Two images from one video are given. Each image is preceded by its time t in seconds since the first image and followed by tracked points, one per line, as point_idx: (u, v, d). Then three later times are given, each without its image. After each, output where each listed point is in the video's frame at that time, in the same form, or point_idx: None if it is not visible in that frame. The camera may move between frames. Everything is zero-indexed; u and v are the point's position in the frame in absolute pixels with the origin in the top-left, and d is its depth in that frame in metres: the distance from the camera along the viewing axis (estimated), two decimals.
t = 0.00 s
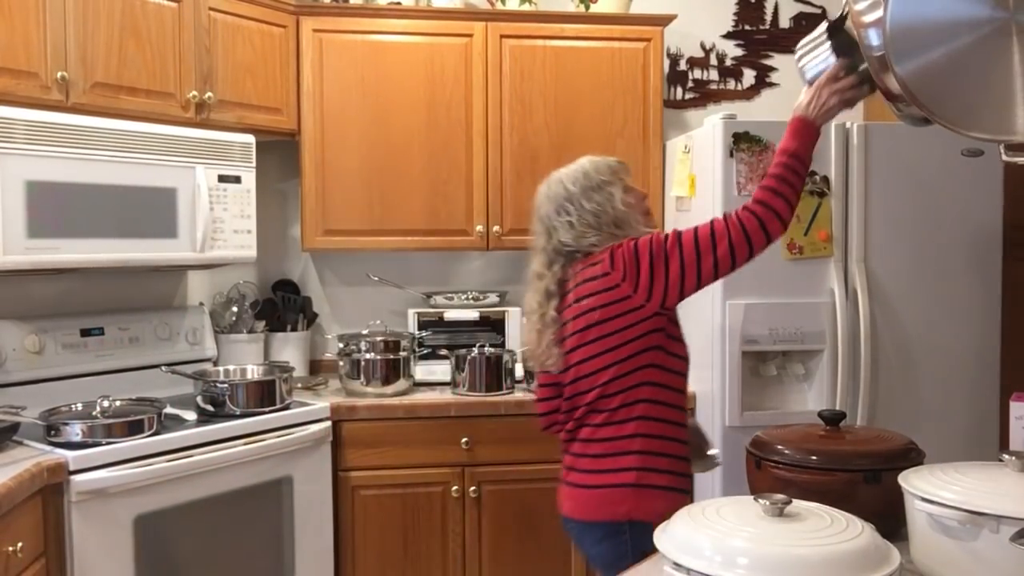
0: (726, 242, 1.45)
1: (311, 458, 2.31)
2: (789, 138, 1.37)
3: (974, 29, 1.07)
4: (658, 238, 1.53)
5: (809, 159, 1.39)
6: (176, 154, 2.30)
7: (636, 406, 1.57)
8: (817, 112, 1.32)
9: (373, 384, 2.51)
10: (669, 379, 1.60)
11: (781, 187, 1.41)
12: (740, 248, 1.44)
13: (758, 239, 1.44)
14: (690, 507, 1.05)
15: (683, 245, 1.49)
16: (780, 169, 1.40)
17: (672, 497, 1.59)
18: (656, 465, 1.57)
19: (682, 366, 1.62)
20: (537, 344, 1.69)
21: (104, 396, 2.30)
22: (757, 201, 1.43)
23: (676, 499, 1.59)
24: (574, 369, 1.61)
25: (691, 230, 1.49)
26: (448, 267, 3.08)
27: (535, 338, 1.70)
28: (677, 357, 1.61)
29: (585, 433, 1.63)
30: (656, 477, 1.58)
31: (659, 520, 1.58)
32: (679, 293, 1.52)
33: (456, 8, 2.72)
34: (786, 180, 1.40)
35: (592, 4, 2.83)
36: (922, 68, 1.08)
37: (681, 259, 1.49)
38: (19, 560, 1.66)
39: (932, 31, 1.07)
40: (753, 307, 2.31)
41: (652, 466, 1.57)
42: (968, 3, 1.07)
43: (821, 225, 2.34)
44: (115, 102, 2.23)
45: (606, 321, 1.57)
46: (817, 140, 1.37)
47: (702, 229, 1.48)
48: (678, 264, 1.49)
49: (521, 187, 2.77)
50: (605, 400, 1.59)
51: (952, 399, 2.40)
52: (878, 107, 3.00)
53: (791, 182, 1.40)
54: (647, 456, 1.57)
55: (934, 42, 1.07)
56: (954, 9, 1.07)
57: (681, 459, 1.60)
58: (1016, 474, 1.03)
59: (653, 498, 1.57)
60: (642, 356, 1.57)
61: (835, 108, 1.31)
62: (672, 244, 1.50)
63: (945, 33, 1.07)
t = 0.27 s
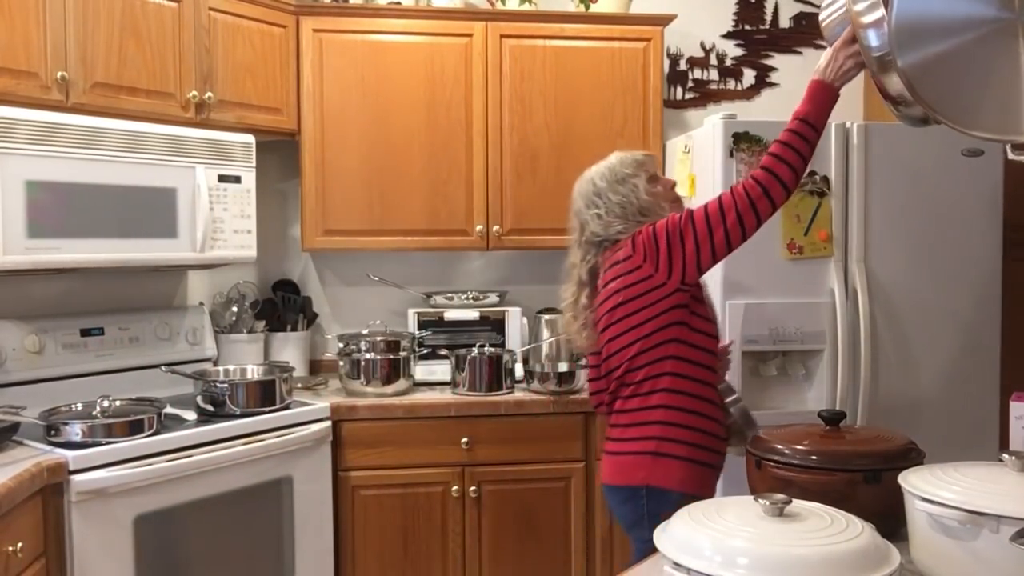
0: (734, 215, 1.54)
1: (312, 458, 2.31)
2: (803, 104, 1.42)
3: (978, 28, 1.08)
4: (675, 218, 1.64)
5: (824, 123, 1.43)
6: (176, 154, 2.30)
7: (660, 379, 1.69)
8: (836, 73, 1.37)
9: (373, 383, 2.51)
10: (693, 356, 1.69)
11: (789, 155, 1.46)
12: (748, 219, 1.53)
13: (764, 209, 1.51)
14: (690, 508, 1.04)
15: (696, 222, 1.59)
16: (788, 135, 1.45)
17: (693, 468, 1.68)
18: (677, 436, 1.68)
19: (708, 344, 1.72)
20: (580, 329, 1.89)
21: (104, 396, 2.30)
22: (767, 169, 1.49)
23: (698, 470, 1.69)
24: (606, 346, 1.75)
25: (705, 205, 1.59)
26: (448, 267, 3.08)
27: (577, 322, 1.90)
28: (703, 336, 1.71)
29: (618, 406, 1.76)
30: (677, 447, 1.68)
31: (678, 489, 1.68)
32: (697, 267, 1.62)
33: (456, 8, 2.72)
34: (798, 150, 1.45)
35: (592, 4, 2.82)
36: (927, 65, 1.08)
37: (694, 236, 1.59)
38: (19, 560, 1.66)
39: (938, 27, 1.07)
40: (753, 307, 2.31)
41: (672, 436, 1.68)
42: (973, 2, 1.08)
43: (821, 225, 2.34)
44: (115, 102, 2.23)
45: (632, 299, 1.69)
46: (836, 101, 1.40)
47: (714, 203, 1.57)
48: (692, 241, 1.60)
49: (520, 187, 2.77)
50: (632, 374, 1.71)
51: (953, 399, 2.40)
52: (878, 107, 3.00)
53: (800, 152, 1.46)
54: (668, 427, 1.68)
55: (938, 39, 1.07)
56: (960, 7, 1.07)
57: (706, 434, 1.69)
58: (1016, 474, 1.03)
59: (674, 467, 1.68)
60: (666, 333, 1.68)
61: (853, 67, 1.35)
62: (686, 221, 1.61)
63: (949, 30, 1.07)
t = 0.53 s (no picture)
0: (740, 207, 1.54)
1: (312, 458, 2.31)
2: (809, 91, 1.43)
3: (981, 27, 1.07)
4: (686, 213, 1.65)
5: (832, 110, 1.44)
6: (176, 154, 2.30)
7: (673, 369, 1.69)
8: (843, 62, 1.40)
9: (373, 383, 2.51)
10: (708, 347, 1.68)
11: (792, 144, 1.47)
12: (754, 210, 1.53)
13: (769, 200, 1.51)
14: (690, 508, 1.04)
15: (704, 214, 1.60)
16: (792, 124, 1.46)
17: (707, 457, 1.67)
18: (690, 424, 1.67)
19: (724, 336, 1.70)
20: (603, 325, 1.92)
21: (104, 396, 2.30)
22: (768, 158, 1.49)
23: (712, 460, 1.68)
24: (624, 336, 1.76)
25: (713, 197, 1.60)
26: (448, 268, 3.08)
27: (600, 318, 1.93)
28: (718, 327, 1.70)
29: (635, 394, 1.77)
30: (689, 435, 1.67)
31: (690, 476, 1.67)
32: (708, 258, 1.63)
33: (456, 8, 2.72)
34: (802, 139, 1.46)
35: (592, 4, 2.82)
36: (928, 64, 1.08)
37: (703, 228, 1.60)
38: (19, 560, 1.66)
39: (939, 27, 1.06)
40: (753, 307, 2.32)
41: (685, 424, 1.68)
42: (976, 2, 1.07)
43: (821, 225, 2.34)
44: (115, 101, 2.23)
45: (646, 292, 1.70)
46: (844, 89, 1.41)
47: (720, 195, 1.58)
48: (702, 233, 1.61)
49: (520, 186, 2.77)
50: (647, 364, 1.72)
51: (953, 398, 2.39)
52: (878, 106, 3.00)
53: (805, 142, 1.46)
54: (681, 415, 1.68)
55: (940, 39, 1.07)
56: (962, 6, 1.07)
57: (721, 424, 1.68)
58: (1016, 474, 1.02)
59: (686, 454, 1.67)
60: (679, 324, 1.68)
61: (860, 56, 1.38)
62: (695, 215, 1.62)
63: (952, 29, 1.07)
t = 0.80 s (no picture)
0: (744, 206, 1.54)
1: (312, 458, 2.31)
2: (815, 91, 1.42)
3: (979, 28, 1.07)
4: (692, 213, 1.65)
5: (837, 111, 1.43)
6: (175, 154, 2.30)
7: (680, 367, 1.69)
8: (849, 62, 1.39)
9: (373, 383, 2.51)
10: (714, 345, 1.68)
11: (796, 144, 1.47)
12: (758, 210, 1.53)
13: (773, 199, 1.51)
14: (691, 508, 1.04)
15: (709, 214, 1.60)
16: (798, 123, 1.45)
17: (712, 454, 1.67)
18: (695, 421, 1.67)
19: (730, 334, 1.70)
20: (613, 323, 1.93)
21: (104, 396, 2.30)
22: (773, 157, 1.48)
23: (717, 456, 1.67)
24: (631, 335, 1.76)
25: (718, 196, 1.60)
26: (449, 268, 3.08)
27: (610, 316, 1.94)
28: (724, 325, 1.70)
29: (642, 391, 1.77)
30: (695, 432, 1.67)
31: (695, 472, 1.67)
32: (714, 258, 1.63)
33: (456, 8, 2.72)
34: (806, 138, 1.45)
35: (592, 4, 2.82)
36: (929, 65, 1.08)
37: (708, 227, 1.60)
38: (19, 559, 1.66)
39: (938, 28, 1.06)
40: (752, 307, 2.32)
41: (691, 421, 1.68)
42: (974, 3, 1.07)
43: (821, 225, 2.34)
44: (115, 101, 2.23)
45: (653, 290, 1.70)
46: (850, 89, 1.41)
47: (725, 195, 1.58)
48: (707, 232, 1.61)
49: (520, 187, 2.77)
50: (654, 362, 1.72)
51: (953, 399, 2.40)
52: (878, 106, 3.00)
53: (809, 142, 1.46)
54: (687, 412, 1.68)
55: (939, 39, 1.07)
56: (960, 7, 1.07)
57: (727, 422, 1.68)
58: (1016, 474, 1.02)
59: (691, 450, 1.67)
60: (686, 322, 1.68)
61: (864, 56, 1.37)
62: (700, 214, 1.62)
63: (951, 29, 1.07)
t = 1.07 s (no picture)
0: (750, 209, 1.54)
1: (312, 458, 2.31)
2: (823, 95, 1.41)
3: (975, 28, 1.07)
4: (697, 214, 1.65)
5: (845, 114, 1.42)
6: (176, 154, 2.30)
7: (685, 367, 1.69)
8: (857, 64, 1.38)
9: (373, 383, 2.51)
10: (719, 345, 1.68)
11: (803, 148, 1.45)
12: (763, 211, 1.53)
13: (779, 203, 1.51)
14: (691, 508, 1.04)
15: (715, 216, 1.60)
16: (803, 127, 1.44)
17: (718, 453, 1.67)
18: (701, 420, 1.67)
19: (736, 335, 1.70)
20: (617, 323, 1.93)
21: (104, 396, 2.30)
22: (779, 161, 1.47)
23: (722, 456, 1.67)
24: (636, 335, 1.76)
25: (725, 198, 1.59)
26: (449, 268, 3.08)
27: (614, 317, 1.94)
28: (730, 326, 1.69)
29: (647, 391, 1.77)
30: (700, 432, 1.67)
31: (700, 471, 1.67)
32: (719, 258, 1.63)
33: (456, 8, 2.72)
34: (813, 143, 1.44)
35: (592, 4, 2.82)
36: (927, 66, 1.08)
37: (713, 229, 1.60)
38: (19, 560, 1.66)
39: (935, 29, 1.06)
40: (753, 307, 2.33)
41: (697, 421, 1.68)
42: (969, 3, 1.07)
43: (821, 225, 2.34)
44: (115, 101, 2.23)
45: (657, 291, 1.70)
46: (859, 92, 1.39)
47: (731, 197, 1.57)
48: (712, 234, 1.61)
49: (520, 187, 2.77)
50: (659, 362, 1.72)
51: (953, 399, 2.39)
52: (878, 106, 3.00)
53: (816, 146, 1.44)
54: (693, 412, 1.68)
55: (937, 40, 1.07)
56: (956, 8, 1.07)
57: (732, 421, 1.68)
58: (1016, 474, 1.02)
59: (696, 450, 1.67)
60: (690, 323, 1.68)
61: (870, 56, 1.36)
62: (704, 216, 1.62)
63: (949, 30, 1.07)
